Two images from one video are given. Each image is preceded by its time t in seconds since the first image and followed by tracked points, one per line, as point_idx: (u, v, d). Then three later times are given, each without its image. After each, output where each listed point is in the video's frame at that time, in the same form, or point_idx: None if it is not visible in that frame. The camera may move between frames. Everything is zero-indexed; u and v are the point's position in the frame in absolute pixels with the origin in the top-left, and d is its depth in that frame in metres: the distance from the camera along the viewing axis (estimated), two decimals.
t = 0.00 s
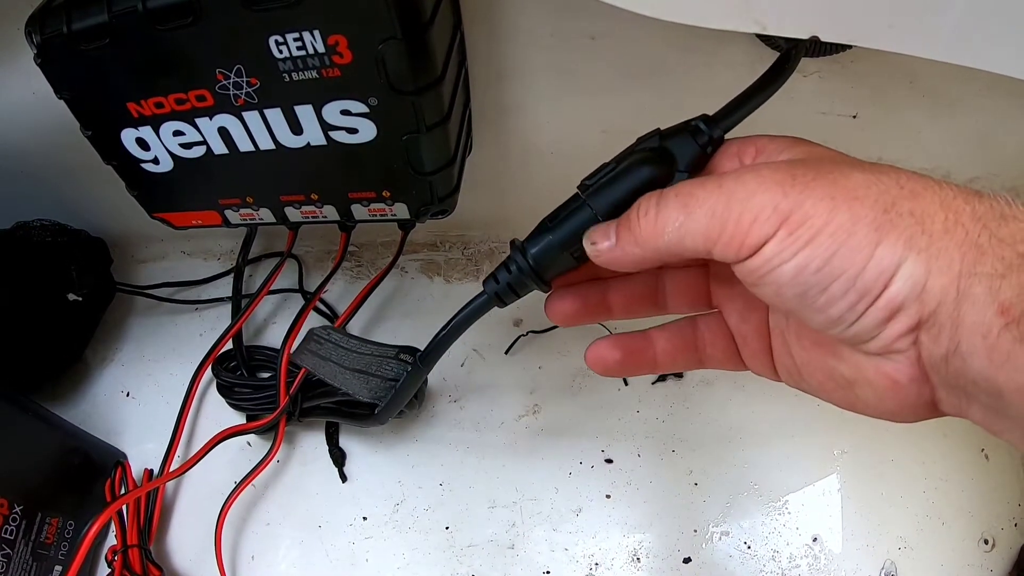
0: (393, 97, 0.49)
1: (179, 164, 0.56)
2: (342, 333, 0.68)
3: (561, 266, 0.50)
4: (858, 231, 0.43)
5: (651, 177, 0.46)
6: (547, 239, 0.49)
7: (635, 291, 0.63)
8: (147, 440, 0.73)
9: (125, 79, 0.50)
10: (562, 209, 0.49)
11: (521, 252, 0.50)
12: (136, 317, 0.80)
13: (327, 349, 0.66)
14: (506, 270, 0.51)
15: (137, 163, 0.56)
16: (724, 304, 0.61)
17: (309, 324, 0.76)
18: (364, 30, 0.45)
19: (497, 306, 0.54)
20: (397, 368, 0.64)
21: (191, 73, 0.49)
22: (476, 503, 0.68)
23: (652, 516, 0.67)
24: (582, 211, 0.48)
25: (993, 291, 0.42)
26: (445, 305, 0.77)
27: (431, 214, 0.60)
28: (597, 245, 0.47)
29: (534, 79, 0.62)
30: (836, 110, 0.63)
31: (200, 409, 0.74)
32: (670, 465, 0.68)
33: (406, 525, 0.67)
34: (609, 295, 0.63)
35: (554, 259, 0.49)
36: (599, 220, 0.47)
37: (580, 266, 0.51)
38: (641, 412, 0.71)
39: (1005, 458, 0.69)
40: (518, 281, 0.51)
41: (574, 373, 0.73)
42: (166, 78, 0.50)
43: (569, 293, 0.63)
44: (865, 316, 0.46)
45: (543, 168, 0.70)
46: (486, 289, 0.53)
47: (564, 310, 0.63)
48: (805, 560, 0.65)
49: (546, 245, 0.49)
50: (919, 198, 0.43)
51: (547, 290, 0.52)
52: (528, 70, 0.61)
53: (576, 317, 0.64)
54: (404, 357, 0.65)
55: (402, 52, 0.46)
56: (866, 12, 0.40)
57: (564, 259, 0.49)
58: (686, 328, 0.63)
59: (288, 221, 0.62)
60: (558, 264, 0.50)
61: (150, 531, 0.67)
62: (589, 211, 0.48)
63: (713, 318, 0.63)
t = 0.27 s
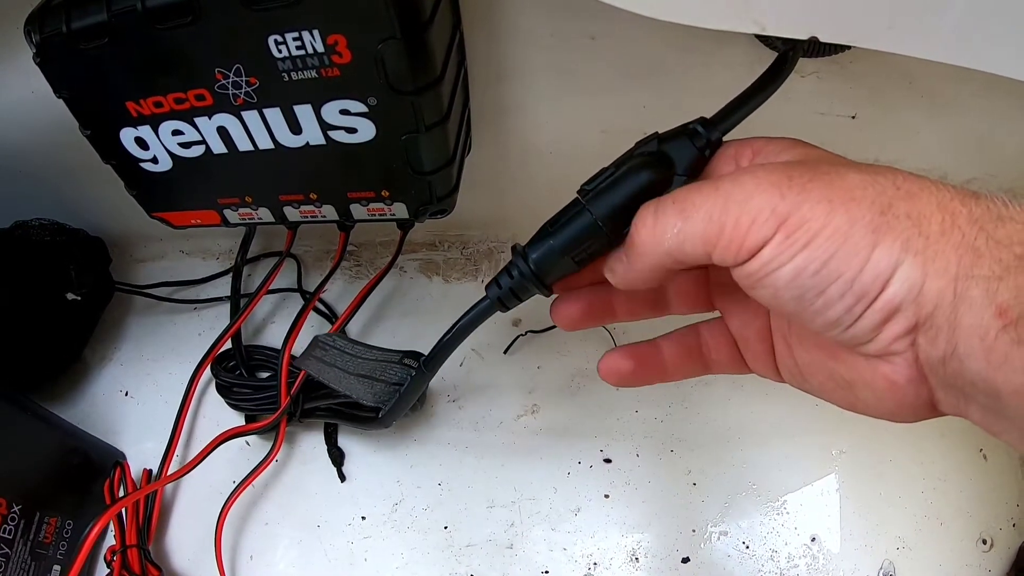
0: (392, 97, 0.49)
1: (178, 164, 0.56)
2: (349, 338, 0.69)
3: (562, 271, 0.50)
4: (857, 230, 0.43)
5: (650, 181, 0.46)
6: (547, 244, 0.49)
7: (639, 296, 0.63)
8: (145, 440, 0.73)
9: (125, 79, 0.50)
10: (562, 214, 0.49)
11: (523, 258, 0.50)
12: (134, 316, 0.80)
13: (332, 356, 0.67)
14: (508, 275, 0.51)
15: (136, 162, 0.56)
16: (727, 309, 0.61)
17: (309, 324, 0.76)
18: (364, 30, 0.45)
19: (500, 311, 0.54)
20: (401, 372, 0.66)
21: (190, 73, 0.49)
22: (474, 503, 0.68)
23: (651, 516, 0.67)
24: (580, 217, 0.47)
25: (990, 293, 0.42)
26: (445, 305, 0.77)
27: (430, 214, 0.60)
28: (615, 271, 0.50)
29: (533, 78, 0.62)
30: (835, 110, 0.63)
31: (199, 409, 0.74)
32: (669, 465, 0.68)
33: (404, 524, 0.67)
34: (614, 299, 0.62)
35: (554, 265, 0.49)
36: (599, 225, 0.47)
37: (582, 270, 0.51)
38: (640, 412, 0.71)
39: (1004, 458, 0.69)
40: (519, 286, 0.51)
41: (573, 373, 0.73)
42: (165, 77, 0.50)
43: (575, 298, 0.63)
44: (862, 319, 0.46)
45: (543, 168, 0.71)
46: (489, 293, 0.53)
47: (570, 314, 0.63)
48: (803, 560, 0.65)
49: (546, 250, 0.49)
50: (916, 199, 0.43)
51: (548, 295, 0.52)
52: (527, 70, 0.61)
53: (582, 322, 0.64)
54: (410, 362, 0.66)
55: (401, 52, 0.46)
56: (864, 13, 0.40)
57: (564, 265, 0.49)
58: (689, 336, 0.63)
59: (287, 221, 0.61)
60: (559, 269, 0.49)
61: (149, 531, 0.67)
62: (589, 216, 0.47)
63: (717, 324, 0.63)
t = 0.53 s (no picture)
0: (392, 97, 0.49)
1: (177, 164, 0.56)
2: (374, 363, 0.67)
3: (578, 321, 0.50)
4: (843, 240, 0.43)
5: (656, 229, 0.45)
6: (561, 299, 0.49)
7: (703, 305, 0.61)
8: (144, 440, 0.73)
9: (124, 79, 0.50)
10: (572, 268, 0.49)
11: (539, 311, 0.51)
12: (133, 316, 0.80)
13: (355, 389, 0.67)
14: (527, 327, 0.52)
15: (135, 162, 0.56)
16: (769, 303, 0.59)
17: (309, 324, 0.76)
18: (363, 30, 0.45)
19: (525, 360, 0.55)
20: (427, 407, 0.65)
21: (190, 73, 0.49)
22: (473, 503, 0.68)
23: (650, 516, 0.67)
24: (590, 272, 0.47)
25: (971, 327, 0.41)
26: (444, 305, 0.77)
27: (429, 214, 0.60)
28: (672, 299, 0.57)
29: (532, 79, 0.62)
30: (834, 110, 0.63)
31: (199, 410, 0.74)
32: (668, 465, 0.68)
33: (403, 525, 0.67)
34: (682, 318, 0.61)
35: (571, 316, 0.49)
36: (609, 279, 0.47)
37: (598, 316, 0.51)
38: (639, 412, 0.71)
39: (1003, 458, 0.69)
40: (540, 338, 0.52)
41: (572, 372, 0.73)
42: (164, 78, 0.50)
43: (648, 325, 0.62)
44: (844, 349, 0.47)
45: (542, 169, 0.71)
46: (511, 345, 0.54)
47: (649, 342, 0.62)
48: (802, 560, 0.65)
49: (560, 304, 0.49)
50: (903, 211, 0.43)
51: (569, 343, 0.52)
52: (526, 70, 0.61)
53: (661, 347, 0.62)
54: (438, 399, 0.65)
55: (400, 51, 0.46)
56: (864, 14, 0.40)
57: (581, 315, 0.50)
58: (749, 336, 0.61)
59: (287, 221, 0.62)
60: (575, 320, 0.50)
61: (149, 531, 0.67)
62: (599, 271, 0.47)
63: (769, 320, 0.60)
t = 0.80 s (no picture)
0: (391, 97, 0.49)
1: (176, 164, 0.56)
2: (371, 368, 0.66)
3: (578, 325, 0.50)
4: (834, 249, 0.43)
5: (653, 233, 0.46)
6: (559, 304, 0.49)
7: (701, 303, 0.60)
8: (144, 440, 0.73)
9: (124, 79, 0.50)
10: (570, 273, 0.49)
11: (538, 315, 0.51)
12: (133, 316, 0.80)
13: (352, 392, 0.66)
14: (527, 332, 0.52)
15: (135, 162, 0.56)
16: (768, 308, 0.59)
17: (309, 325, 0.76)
18: (363, 31, 0.45)
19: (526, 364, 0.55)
20: (428, 412, 0.65)
21: (190, 73, 0.49)
22: (473, 503, 0.68)
23: (650, 516, 0.67)
24: (588, 276, 0.47)
25: (968, 329, 0.42)
26: (444, 305, 0.77)
27: (429, 215, 0.60)
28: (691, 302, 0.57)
29: (532, 79, 0.62)
30: (834, 110, 0.63)
31: (199, 411, 0.74)
32: (667, 465, 0.68)
33: (403, 525, 0.67)
34: (682, 319, 0.61)
35: (570, 320, 0.49)
36: (607, 282, 0.47)
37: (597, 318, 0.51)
38: (639, 412, 0.71)
39: (1002, 458, 0.69)
40: (540, 342, 0.52)
41: (571, 373, 0.73)
42: (164, 78, 0.50)
43: (649, 327, 0.62)
44: (841, 348, 0.47)
45: (542, 169, 0.71)
46: (512, 350, 0.54)
47: (651, 344, 0.62)
48: (802, 561, 0.65)
49: (559, 309, 0.49)
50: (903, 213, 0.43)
51: (569, 347, 0.52)
52: (526, 71, 0.61)
53: (661, 347, 0.63)
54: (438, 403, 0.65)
55: (400, 52, 0.46)
56: (863, 15, 0.40)
57: (580, 319, 0.49)
58: (747, 335, 0.61)
59: (286, 221, 0.62)
60: (575, 324, 0.50)
61: (149, 532, 0.67)
62: (597, 275, 0.47)
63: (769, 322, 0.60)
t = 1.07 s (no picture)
0: (391, 99, 0.49)
1: (176, 165, 0.56)
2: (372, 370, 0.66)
3: (577, 325, 0.50)
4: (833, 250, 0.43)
5: (652, 234, 0.46)
6: (558, 304, 0.49)
7: (700, 304, 0.61)
8: (144, 441, 0.73)
9: (124, 81, 0.50)
10: (569, 273, 0.49)
11: (537, 316, 0.51)
12: (132, 317, 0.80)
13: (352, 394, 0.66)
14: (526, 332, 0.52)
15: (135, 163, 0.56)
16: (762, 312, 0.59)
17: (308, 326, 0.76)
18: (363, 33, 0.45)
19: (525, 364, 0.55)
20: (427, 412, 0.65)
21: (190, 75, 0.49)
22: (472, 504, 0.68)
23: (649, 516, 0.67)
24: (587, 276, 0.47)
25: (965, 329, 0.42)
26: (443, 306, 0.77)
27: (428, 216, 0.60)
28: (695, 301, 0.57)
29: (531, 80, 0.62)
30: (832, 111, 0.63)
31: (198, 411, 0.74)
32: (667, 465, 0.69)
33: (403, 525, 0.68)
34: (681, 318, 0.61)
35: (569, 320, 0.50)
36: (606, 282, 0.47)
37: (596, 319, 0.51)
38: (638, 413, 0.71)
39: (1000, 458, 0.69)
40: (538, 343, 0.52)
41: (571, 373, 0.73)
42: (164, 79, 0.50)
43: (649, 327, 0.62)
44: (838, 346, 0.47)
45: (541, 170, 0.71)
46: (511, 350, 0.54)
47: (648, 344, 0.62)
48: (801, 561, 0.65)
49: (557, 309, 0.49)
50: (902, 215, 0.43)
51: (568, 348, 0.52)
52: (525, 72, 0.61)
53: (661, 347, 0.63)
54: (438, 404, 0.65)
55: (400, 53, 0.46)
56: (862, 16, 0.40)
57: (579, 320, 0.50)
58: (743, 336, 0.61)
59: (286, 222, 0.62)
60: (574, 325, 0.50)
61: (149, 532, 0.67)
62: (595, 276, 0.47)
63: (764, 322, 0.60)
